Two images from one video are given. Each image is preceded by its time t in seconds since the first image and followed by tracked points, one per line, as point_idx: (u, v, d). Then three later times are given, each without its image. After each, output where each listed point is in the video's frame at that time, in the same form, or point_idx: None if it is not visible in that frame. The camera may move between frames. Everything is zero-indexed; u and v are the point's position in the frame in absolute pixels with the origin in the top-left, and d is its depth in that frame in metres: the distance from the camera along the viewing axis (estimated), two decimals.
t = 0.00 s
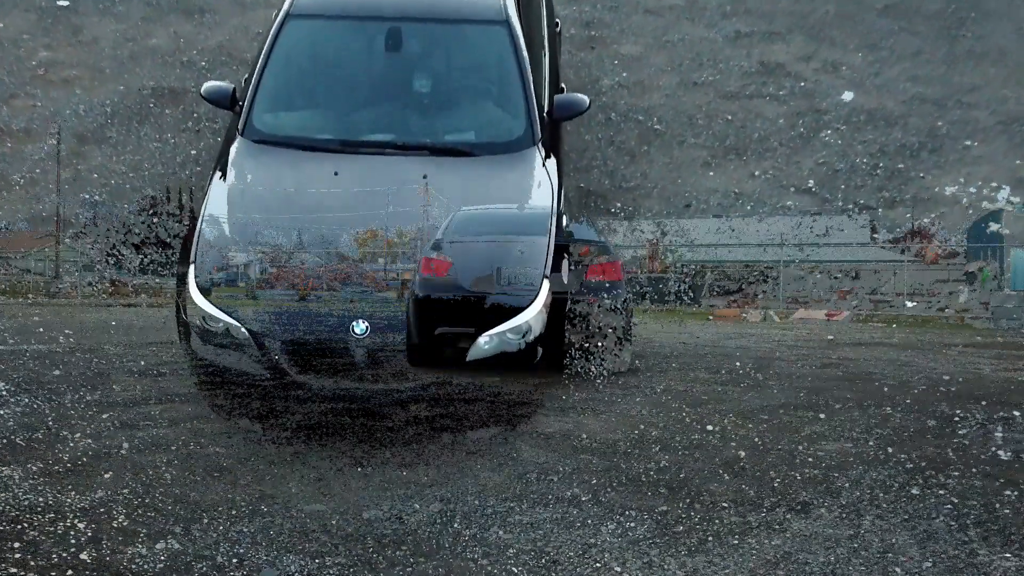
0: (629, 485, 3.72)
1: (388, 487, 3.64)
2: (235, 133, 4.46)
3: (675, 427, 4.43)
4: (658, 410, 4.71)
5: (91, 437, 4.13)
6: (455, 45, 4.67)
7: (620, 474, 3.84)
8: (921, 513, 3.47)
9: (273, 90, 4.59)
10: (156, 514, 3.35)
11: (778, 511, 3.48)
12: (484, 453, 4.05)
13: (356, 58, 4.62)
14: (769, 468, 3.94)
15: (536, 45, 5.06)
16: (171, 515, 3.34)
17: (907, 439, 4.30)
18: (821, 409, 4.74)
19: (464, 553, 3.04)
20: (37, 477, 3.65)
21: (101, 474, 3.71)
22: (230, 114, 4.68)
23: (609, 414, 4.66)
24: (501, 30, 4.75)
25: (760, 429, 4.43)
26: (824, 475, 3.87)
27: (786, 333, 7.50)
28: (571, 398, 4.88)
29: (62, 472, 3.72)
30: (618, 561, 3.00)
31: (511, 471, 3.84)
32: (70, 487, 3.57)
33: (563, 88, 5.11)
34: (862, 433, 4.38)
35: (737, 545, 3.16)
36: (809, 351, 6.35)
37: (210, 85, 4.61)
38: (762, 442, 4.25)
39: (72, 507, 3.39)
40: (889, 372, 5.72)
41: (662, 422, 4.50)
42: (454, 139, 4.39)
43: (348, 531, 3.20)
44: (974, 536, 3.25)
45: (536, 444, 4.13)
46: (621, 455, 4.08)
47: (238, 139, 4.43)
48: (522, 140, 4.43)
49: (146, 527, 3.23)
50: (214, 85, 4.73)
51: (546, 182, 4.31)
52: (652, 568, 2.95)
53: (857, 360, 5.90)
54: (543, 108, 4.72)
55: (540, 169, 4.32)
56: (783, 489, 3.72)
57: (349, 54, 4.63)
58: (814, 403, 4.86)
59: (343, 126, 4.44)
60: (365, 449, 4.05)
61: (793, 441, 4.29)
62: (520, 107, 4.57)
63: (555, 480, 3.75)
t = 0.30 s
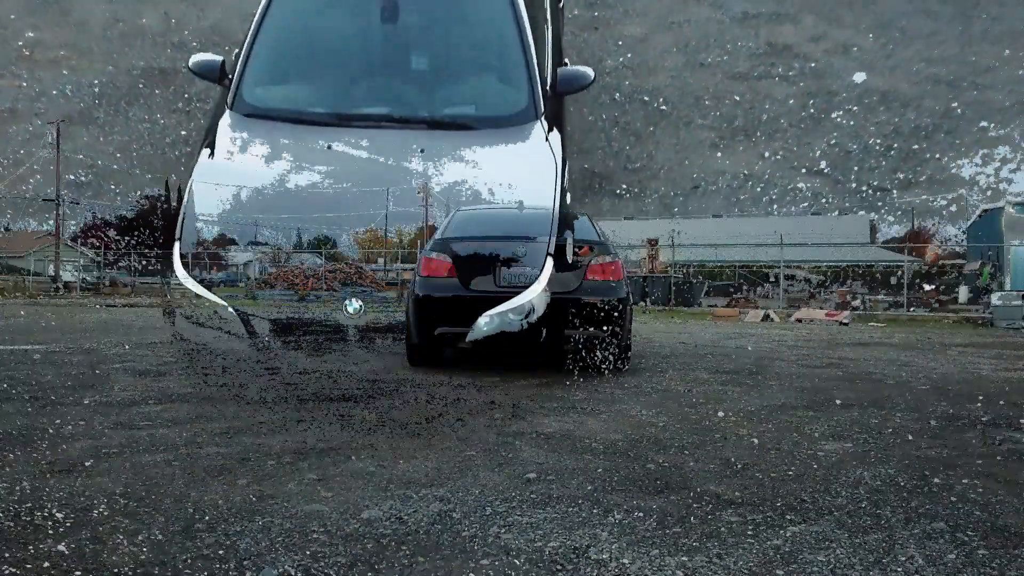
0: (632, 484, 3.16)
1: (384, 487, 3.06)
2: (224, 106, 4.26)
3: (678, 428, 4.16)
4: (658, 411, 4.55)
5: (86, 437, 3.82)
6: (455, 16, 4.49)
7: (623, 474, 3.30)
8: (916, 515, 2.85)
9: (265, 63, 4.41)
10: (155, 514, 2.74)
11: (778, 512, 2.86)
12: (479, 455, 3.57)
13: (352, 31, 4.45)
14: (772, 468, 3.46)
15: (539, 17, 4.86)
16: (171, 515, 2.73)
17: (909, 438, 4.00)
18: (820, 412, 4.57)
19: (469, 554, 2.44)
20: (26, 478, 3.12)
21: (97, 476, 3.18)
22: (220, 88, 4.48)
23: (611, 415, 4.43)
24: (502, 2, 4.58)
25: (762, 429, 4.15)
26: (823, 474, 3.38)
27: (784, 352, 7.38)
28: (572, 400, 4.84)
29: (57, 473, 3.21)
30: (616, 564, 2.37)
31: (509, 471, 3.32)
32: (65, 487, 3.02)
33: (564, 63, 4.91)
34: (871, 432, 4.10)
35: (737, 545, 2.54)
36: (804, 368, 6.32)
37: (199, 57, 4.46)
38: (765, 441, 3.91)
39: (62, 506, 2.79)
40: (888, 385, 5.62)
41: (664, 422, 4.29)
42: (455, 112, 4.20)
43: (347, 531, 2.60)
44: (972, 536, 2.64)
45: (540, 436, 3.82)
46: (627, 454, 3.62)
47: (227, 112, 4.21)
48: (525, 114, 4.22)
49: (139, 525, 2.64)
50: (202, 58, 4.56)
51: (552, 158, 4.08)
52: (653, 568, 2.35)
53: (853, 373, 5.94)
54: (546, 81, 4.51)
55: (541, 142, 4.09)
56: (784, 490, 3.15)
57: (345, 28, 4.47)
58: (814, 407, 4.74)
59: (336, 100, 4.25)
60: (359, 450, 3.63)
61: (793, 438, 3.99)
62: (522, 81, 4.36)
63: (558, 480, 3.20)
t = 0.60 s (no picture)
0: (631, 484, 3.07)
1: (383, 487, 2.98)
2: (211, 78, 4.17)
3: (675, 427, 4.09)
4: (656, 411, 4.47)
5: (86, 437, 3.72)
6: None
7: (622, 474, 3.21)
8: (911, 513, 2.73)
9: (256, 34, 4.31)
10: (153, 513, 2.65)
11: (775, 511, 2.75)
12: (477, 455, 3.49)
13: None
14: (769, 467, 3.33)
15: None
16: (170, 514, 2.65)
17: (907, 438, 3.90)
18: (818, 412, 4.48)
19: (469, 553, 2.37)
20: (25, 478, 3.04)
21: (94, 476, 3.08)
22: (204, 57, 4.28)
23: (610, 416, 4.36)
24: None
25: (760, 429, 4.06)
26: (821, 475, 3.23)
27: (782, 354, 7.30)
28: (570, 400, 4.77)
29: (57, 473, 3.12)
30: (614, 562, 2.30)
31: (509, 470, 3.24)
32: (63, 487, 2.93)
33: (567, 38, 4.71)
34: (867, 433, 4.02)
35: (734, 543, 2.46)
36: (804, 370, 6.24)
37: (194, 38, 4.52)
38: (762, 441, 3.81)
39: (59, 507, 2.70)
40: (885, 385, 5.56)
41: (663, 421, 4.22)
42: (453, 90, 4.30)
43: (345, 531, 2.52)
44: (971, 534, 2.53)
45: (536, 439, 3.75)
46: (626, 453, 3.53)
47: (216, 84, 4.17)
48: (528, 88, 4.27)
49: (138, 525, 2.56)
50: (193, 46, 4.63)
51: (555, 130, 4.24)
52: (653, 566, 2.27)
53: (849, 377, 5.88)
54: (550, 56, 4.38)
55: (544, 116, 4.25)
56: (784, 488, 3.03)
57: None
58: (811, 407, 4.66)
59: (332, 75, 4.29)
60: (356, 449, 3.55)
61: (791, 438, 3.89)
62: (522, 49, 4.34)
63: (557, 480, 3.11)
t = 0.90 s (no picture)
0: (631, 484, 3.07)
1: (383, 487, 2.97)
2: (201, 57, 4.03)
3: (675, 427, 4.08)
4: (656, 411, 4.47)
5: (85, 437, 3.71)
6: None
7: (621, 473, 3.21)
8: (911, 513, 2.72)
9: None
10: (154, 513, 2.65)
11: (774, 511, 2.75)
12: (476, 455, 3.48)
13: None
14: (768, 467, 3.33)
15: None
16: (169, 515, 2.64)
17: (906, 438, 3.89)
18: (817, 412, 4.48)
19: (467, 553, 2.37)
20: (23, 478, 3.03)
21: (93, 476, 3.07)
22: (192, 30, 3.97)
23: (610, 416, 4.36)
24: None
25: (750, 429, 4.05)
26: (820, 474, 3.23)
27: (783, 354, 7.30)
28: (570, 399, 4.77)
29: (54, 473, 3.11)
30: (612, 562, 2.30)
31: (508, 470, 3.24)
32: (62, 487, 2.92)
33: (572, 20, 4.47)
34: (868, 433, 4.01)
35: (732, 543, 2.45)
36: (804, 369, 6.24)
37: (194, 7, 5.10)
38: (761, 440, 3.81)
39: (58, 507, 2.69)
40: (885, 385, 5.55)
41: (663, 421, 4.21)
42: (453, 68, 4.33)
43: (344, 531, 2.52)
44: (969, 534, 2.52)
45: (536, 439, 3.75)
46: (625, 453, 3.53)
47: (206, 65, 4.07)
48: (529, 68, 4.25)
49: (138, 525, 2.55)
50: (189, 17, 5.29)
51: (555, 129, 4.03)
52: (649, 567, 2.27)
53: (850, 375, 5.87)
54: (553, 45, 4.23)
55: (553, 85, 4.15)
56: (782, 488, 3.03)
57: None
58: (811, 407, 4.65)
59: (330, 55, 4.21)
60: (356, 449, 3.54)
61: (790, 438, 3.89)
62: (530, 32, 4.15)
63: (556, 480, 3.11)
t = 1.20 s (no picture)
0: (630, 484, 3.06)
1: (382, 487, 2.97)
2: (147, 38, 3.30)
3: (675, 427, 4.07)
4: (655, 411, 4.46)
5: (84, 437, 3.70)
6: None
7: (621, 473, 3.20)
8: (911, 513, 2.71)
9: None
10: (151, 513, 2.64)
11: (774, 511, 2.74)
12: (474, 455, 3.47)
13: None
14: (768, 467, 3.32)
15: None
16: (167, 515, 2.63)
17: (906, 438, 3.88)
18: (817, 412, 4.47)
19: (466, 553, 2.36)
20: (21, 477, 3.03)
21: (91, 476, 3.06)
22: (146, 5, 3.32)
23: (609, 415, 4.35)
24: None
25: (748, 430, 4.04)
26: (819, 474, 3.22)
27: (782, 354, 7.28)
28: (568, 399, 4.76)
29: (53, 473, 3.11)
30: (612, 562, 2.29)
31: (507, 470, 3.23)
32: (59, 487, 2.91)
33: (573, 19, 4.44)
34: (868, 433, 4.00)
35: (731, 543, 2.44)
36: (802, 369, 6.23)
37: None
38: (760, 440, 3.80)
39: (56, 507, 2.68)
40: (884, 385, 5.54)
41: (663, 421, 4.20)
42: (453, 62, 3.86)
43: (343, 530, 2.51)
44: (970, 535, 2.51)
45: (535, 439, 3.74)
46: (625, 453, 3.52)
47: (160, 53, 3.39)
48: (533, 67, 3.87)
49: (134, 525, 2.54)
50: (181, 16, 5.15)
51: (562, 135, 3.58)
52: (648, 567, 2.25)
53: (848, 376, 5.86)
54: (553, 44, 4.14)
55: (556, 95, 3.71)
56: (782, 488, 3.02)
57: None
58: (811, 407, 4.64)
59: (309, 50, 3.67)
60: (355, 449, 3.54)
61: (791, 438, 3.88)
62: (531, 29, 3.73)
63: (555, 480, 3.10)
